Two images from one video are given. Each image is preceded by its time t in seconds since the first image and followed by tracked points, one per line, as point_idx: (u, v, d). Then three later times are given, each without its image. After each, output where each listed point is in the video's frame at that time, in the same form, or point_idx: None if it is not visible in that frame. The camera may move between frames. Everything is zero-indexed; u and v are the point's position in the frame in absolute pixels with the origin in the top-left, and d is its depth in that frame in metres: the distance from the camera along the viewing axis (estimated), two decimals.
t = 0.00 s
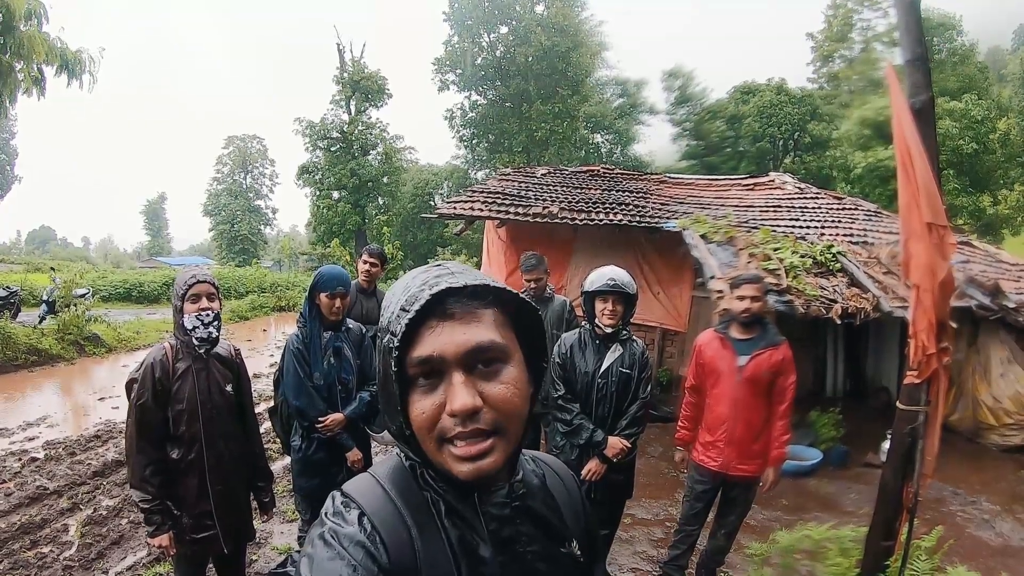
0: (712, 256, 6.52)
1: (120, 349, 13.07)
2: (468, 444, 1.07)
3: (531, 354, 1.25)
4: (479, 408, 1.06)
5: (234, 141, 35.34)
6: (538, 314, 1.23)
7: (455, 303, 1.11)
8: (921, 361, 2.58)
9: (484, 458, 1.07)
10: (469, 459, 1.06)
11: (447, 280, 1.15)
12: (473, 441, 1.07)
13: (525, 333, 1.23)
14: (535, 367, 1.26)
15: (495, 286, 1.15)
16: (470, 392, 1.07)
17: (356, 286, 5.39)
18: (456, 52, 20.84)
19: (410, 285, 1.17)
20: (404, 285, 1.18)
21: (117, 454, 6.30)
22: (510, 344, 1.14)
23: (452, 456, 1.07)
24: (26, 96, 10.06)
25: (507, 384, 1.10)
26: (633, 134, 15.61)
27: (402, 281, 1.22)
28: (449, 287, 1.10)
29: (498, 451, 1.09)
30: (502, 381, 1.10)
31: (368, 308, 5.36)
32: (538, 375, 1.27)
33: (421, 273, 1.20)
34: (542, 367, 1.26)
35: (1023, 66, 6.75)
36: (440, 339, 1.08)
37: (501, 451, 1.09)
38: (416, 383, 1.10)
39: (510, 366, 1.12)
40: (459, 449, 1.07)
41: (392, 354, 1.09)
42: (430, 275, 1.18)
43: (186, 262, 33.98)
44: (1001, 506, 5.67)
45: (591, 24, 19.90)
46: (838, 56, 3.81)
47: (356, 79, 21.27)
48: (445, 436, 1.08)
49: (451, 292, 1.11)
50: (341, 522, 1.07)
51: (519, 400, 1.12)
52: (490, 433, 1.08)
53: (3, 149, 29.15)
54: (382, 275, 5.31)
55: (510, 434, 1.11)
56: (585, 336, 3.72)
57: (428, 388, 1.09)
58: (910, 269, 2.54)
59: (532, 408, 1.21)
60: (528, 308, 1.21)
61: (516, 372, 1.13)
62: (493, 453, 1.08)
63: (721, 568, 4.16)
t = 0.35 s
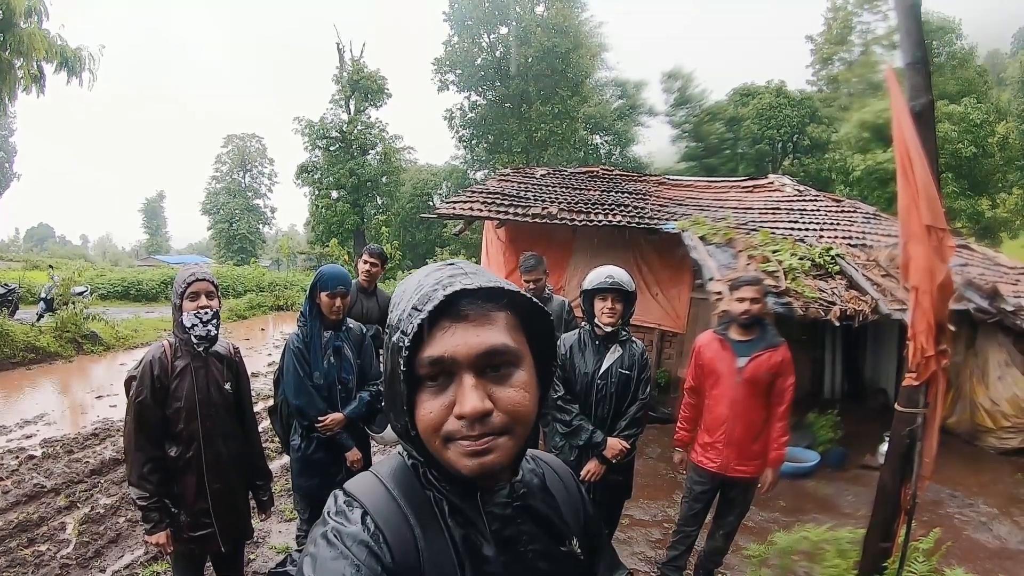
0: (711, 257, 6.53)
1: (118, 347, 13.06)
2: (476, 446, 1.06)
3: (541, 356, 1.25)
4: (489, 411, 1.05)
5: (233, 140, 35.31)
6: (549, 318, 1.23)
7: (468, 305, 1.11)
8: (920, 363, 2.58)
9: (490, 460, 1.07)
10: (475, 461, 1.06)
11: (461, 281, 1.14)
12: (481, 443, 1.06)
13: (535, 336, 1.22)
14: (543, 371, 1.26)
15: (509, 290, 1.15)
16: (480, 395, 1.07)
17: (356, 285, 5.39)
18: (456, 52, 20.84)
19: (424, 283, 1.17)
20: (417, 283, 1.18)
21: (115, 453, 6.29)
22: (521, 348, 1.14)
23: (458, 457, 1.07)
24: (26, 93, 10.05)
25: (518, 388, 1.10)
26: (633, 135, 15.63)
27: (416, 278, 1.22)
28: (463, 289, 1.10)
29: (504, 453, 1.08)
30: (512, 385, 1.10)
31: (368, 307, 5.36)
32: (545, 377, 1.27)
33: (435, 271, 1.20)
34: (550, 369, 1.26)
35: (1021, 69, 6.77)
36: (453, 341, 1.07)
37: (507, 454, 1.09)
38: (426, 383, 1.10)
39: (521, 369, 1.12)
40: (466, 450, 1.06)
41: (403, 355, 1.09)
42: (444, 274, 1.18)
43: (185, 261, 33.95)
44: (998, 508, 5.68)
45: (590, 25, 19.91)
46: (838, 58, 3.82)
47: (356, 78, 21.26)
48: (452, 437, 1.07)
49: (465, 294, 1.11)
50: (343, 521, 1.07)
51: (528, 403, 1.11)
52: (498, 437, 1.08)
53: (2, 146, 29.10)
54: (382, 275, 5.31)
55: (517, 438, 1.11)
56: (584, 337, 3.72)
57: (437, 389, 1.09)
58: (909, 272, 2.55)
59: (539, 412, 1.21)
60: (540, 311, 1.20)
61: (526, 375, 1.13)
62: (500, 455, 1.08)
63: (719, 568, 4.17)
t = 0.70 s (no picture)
0: (713, 259, 6.53)
1: (119, 346, 13.07)
2: (473, 462, 1.06)
3: (550, 371, 1.24)
4: (492, 429, 1.06)
5: (235, 140, 35.37)
6: (565, 338, 1.22)
7: (488, 320, 1.09)
8: (920, 365, 2.58)
9: (486, 478, 1.07)
10: (470, 477, 1.06)
11: (486, 292, 1.11)
12: (478, 460, 1.06)
13: (546, 354, 1.22)
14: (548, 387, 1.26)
15: (532, 309, 1.13)
16: (486, 412, 1.06)
17: (357, 285, 5.39)
18: (458, 53, 20.86)
19: (446, 285, 1.14)
20: (439, 283, 1.15)
21: (115, 452, 6.30)
22: (532, 368, 1.14)
23: (453, 470, 1.07)
24: (28, 93, 10.09)
25: (521, 407, 1.11)
26: (634, 137, 15.62)
27: (437, 276, 1.19)
28: (488, 304, 1.07)
29: (499, 471, 1.09)
30: (518, 405, 1.10)
31: (369, 307, 5.35)
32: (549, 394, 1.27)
33: (458, 272, 1.18)
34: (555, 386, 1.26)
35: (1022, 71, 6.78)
36: (470, 353, 1.07)
37: (502, 472, 1.10)
38: (432, 390, 1.09)
39: (528, 390, 1.12)
40: (463, 463, 1.06)
41: (416, 357, 1.07)
42: (468, 279, 1.16)
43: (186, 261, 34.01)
44: (1000, 512, 5.66)
45: (592, 27, 19.93)
46: (840, 61, 3.81)
47: (358, 79, 21.30)
48: (450, 449, 1.08)
49: (487, 308, 1.08)
50: (327, 519, 1.07)
51: (529, 424, 1.12)
52: (496, 452, 1.08)
53: (5, 145, 29.18)
54: (382, 275, 5.31)
55: (513, 455, 1.11)
56: (584, 338, 3.72)
57: (443, 398, 1.09)
58: (910, 273, 2.54)
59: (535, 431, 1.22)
60: (556, 329, 1.19)
61: (531, 396, 1.13)
62: (495, 474, 1.08)
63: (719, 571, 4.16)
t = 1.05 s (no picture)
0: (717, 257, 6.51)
1: (126, 351, 13.12)
2: (476, 461, 1.07)
3: (556, 372, 1.25)
4: (497, 430, 1.06)
5: (239, 144, 35.49)
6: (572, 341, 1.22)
7: (499, 321, 1.09)
8: (925, 362, 2.56)
9: (489, 478, 1.08)
10: (474, 477, 1.07)
11: (498, 293, 1.12)
12: (481, 459, 1.07)
13: (553, 355, 1.22)
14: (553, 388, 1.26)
15: (542, 312, 1.13)
16: (492, 411, 1.07)
17: (361, 287, 5.40)
18: (461, 54, 20.89)
19: (456, 283, 1.14)
20: (449, 280, 1.16)
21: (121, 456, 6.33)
22: (539, 368, 1.14)
23: (456, 468, 1.08)
24: (32, 99, 10.15)
25: (527, 408, 1.11)
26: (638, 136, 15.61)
27: (447, 273, 1.19)
28: (499, 305, 1.08)
29: (501, 471, 1.09)
30: (523, 406, 1.11)
31: (373, 309, 5.36)
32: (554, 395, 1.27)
33: (468, 272, 1.18)
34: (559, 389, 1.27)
35: None
36: (478, 352, 1.07)
37: (504, 472, 1.10)
38: (439, 388, 1.10)
39: (534, 392, 1.13)
40: (467, 461, 1.07)
41: (425, 355, 1.07)
42: (479, 277, 1.16)
43: (192, 266, 34.13)
44: (1007, 508, 5.63)
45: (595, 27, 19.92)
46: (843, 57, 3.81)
47: (361, 82, 21.34)
48: (455, 447, 1.08)
49: (499, 310, 1.08)
50: (326, 515, 1.07)
51: (533, 424, 1.13)
52: (501, 451, 1.09)
53: (11, 152, 29.36)
54: (387, 277, 5.33)
55: (516, 453, 1.11)
56: (588, 338, 3.72)
57: (450, 396, 1.09)
58: (914, 268, 2.52)
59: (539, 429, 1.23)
60: (565, 331, 1.19)
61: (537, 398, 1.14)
62: (498, 474, 1.09)
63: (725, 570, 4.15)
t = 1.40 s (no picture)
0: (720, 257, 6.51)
1: (130, 356, 13.17)
2: (472, 432, 1.07)
3: (534, 345, 1.27)
4: (488, 396, 1.07)
5: (242, 149, 35.61)
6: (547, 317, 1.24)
7: (472, 293, 1.11)
8: (928, 359, 2.55)
9: (487, 447, 1.08)
10: (473, 446, 1.07)
11: (466, 270, 1.14)
12: (477, 429, 1.07)
13: (532, 330, 1.24)
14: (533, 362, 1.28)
15: (512, 281, 1.15)
16: (482, 379, 1.07)
17: (364, 290, 5.40)
18: (462, 57, 20.92)
19: (426, 270, 1.16)
20: (418, 271, 1.17)
21: (126, 460, 6.34)
22: (519, 338, 1.15)
23: (454, 443, 1.08)
24: (35, 106, 10.22)
25: (515, 376, 1.12)
26: (640, 137, 15.62)
27: (415, 268, 1.21)
28: (469, 278, 1.10)
29: (500, 440, 1.09)
30: (510, 373, 1.12)
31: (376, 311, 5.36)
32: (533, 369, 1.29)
33: (436, 262, 1.20)
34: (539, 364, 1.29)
35: None
36: (459, 324, 1.08)
37: (505, 444, 1.10)
38: (425, 365, 1.10)
39: (517, 359, 1.14)
40: (464, 436, 1.07)
41: (405, 337, 1.08)
42: (446, 264, 1.18)
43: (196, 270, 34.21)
44: (1013, 506, 5.60)
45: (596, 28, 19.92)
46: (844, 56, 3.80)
47: (363, 85, 21.39)
48: (450, 422, 1.08)
49: (469, 280, 1.11)
50: (326, 515, 1.07)
51: (525, 392, 1.13)
52: (496, 421, 1.09)
53: (15, 159, 29.49)
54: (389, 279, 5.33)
55: (514, 423, 1.12)
56: (590, 338, 3.69)
57: (436, 372, 1.09)
58: (915, 266, 2.52)
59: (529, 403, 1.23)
60: (539, 304, 1.21)
61: (521, 365, 1.16)
62: (495, 443, 1.08)
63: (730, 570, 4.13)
